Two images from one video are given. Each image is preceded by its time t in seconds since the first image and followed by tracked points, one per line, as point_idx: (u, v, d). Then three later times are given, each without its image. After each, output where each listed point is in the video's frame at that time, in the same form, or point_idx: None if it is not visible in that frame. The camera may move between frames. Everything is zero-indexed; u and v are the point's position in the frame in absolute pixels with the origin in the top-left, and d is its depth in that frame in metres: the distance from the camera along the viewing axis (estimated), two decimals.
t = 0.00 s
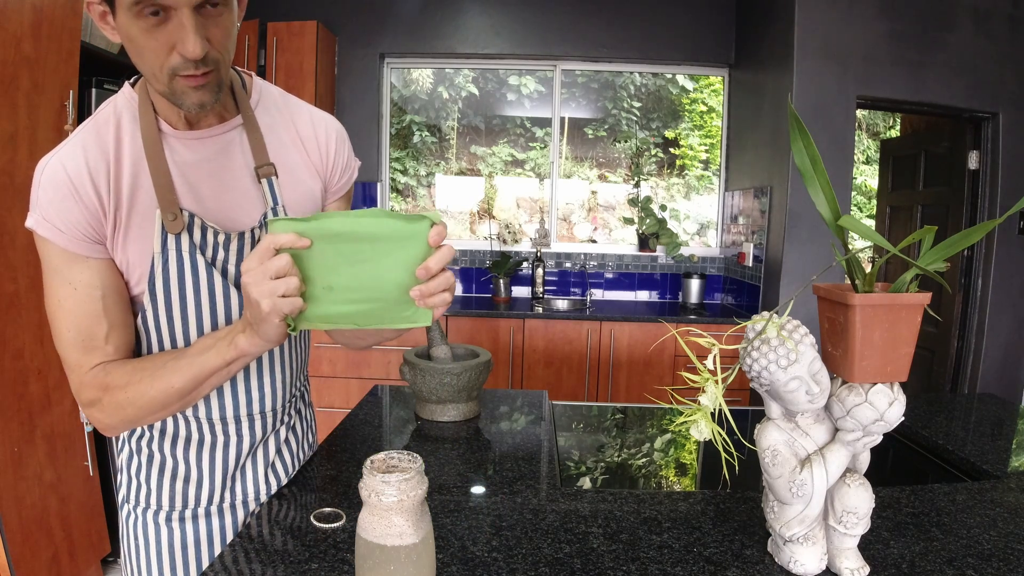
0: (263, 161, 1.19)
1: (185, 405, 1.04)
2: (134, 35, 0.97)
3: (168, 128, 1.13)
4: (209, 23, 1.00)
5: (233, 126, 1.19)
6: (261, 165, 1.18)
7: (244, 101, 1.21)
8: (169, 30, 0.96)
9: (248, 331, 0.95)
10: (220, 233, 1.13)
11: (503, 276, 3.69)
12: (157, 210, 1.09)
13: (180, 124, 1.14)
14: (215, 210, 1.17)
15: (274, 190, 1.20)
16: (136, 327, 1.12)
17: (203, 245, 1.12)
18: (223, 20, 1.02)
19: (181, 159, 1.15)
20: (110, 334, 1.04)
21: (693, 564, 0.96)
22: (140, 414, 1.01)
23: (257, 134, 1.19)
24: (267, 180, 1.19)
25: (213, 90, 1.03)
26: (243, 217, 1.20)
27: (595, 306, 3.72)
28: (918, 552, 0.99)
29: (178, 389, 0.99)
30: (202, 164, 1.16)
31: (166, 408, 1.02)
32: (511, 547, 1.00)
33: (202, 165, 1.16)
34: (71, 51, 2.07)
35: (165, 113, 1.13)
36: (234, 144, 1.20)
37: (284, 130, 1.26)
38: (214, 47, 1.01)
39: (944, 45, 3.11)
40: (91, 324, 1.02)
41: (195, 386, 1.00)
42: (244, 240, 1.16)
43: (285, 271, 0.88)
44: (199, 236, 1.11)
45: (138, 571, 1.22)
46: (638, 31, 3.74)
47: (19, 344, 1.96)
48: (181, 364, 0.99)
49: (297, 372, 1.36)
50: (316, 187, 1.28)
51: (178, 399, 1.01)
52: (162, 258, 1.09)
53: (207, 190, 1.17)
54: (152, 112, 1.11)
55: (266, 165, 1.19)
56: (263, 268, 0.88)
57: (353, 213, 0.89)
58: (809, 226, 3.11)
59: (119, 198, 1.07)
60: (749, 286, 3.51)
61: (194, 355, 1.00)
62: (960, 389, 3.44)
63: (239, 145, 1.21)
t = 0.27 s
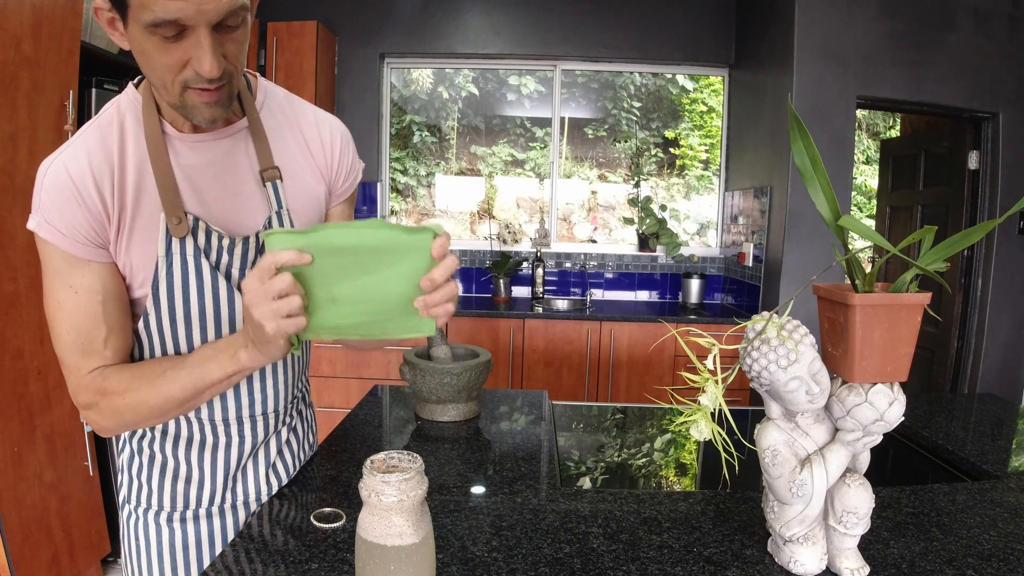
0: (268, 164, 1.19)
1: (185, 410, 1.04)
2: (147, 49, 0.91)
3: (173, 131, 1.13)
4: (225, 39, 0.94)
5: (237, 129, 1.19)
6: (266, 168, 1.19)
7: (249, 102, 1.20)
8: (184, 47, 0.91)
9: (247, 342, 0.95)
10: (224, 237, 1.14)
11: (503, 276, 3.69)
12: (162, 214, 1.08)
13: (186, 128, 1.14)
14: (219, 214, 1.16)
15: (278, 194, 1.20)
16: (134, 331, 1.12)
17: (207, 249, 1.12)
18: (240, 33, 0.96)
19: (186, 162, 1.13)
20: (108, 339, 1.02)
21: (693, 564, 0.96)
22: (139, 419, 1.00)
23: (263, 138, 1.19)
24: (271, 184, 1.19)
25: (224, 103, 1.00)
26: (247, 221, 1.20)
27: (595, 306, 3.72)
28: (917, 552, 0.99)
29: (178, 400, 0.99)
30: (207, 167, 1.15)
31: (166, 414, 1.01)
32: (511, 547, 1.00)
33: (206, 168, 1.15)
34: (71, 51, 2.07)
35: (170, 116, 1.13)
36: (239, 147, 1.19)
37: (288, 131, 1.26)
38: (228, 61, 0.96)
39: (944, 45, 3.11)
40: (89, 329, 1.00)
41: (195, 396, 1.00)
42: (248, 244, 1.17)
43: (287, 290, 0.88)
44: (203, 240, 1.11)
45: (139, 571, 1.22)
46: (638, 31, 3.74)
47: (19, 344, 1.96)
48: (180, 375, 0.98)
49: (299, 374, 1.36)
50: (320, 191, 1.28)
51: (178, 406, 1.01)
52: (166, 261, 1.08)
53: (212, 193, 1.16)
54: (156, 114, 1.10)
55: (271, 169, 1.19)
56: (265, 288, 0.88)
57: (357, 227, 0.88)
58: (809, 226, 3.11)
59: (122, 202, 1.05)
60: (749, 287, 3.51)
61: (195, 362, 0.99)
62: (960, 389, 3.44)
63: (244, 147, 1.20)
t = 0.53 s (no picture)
0: (272, 165, 1.18)
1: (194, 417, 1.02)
2: (155, 52, 0.91)
3: (179, 133, 1.12)
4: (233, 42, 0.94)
5: (242, 132, 1.17)
6: (270, 170, 1.18)
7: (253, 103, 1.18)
8: (193, 51, 0.91)
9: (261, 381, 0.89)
10: (229, 238, 1.13)
11: (503, 276, 3.69)
12: (168, 216, 1.08)
13: (191, 130, 1.13)
14: (224, 216, 1.16)
15: (282, 196, 1.19)
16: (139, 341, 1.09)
17: (212, 250, 1.12)
18: (249, 37, 0.96)
19: (191, 164, 1.13)
20: (113, 344, 1.00)
21: (693, 564, 0.95)
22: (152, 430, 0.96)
23: (267, 139, 1.18)
24: (276, 186, 1.18)
25: (233, 105, 1.00)
26: (252, 223, 1.18)
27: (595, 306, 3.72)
28: (918, 552, 0.99)
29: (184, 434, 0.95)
30: (212, 169, 1.15)
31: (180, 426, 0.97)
32: (511, 547, 1.00)
33: (212, 170, 1.15)
34: (71, 51, 2.07)
35: (176, 117, 1.12)
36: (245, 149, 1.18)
37: (292, 132, 1.24)
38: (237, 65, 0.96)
39: (944, 45, 3.11)
40: (93, 333, 0.98)
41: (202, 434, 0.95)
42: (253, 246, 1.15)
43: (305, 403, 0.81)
44: (208, 240, 1.11)
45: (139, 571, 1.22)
46: (638, 31, 3.74)
47: (19, 344, 1.96)
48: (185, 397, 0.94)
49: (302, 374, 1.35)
50: (323, 193, 1.26)
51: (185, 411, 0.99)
52: (172, 263, 1.09)
53: (217, 195, 1.15)
54: (162, 115, 1.09)
55: (275, 170, 1.18)
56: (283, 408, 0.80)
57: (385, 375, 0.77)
58: (809, 226, 3.11)
59: (127, 203, 1.05)
60: (749, 287, 3.50)
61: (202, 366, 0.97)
62: (960, 389, 3.44)
63: (249, 149, 1.19)
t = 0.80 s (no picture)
0: (274, 167, 1.18)
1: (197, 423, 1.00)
2: (158, 52, 0.91)
3: (182, 134, 1.12)
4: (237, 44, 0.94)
5: (245, 134, 1.18)
6: (272, 172, 1.18)
7: (256, 105, 1.19)
8: (197, 52, 0.91)
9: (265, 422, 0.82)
10: (230, 241, 1.13)
11: (503, 276, 3.69)
12: (169, 216, 1.08)
13: (194, 130, 1.13)
14: (225, 217, 1.16)
15: (283, 198, 1.19)
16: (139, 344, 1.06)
17: (213, 252, 1.12)
18: (253, 39, 0.96)
19: (194, 165, 1.13)
20: (114, 344, 0.98)
21: (693, 564, 0.95)
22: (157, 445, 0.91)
23: (269, 141, 1.18)
24: (277, 188, 1.18)
25: (236, 108, 1.00)
26: (254, 225, 1.18)
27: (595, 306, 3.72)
28: (918, 552, 0.99)
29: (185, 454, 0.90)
30: (215, 170, 1.15)
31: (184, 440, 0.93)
32: (511, 547, 1.00)
33: (214, 171, 1.15)
34: (71, 50, 2.07)
35: (178, 117, 1.11)
36: (247, 150, 1.18)
37: (294, 133, 1.24)
38: (240, 66, 0.96)
39: (944, 45, 3.11)
40: (93, 333, 0.97)
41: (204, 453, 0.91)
42: (253, 249, 1.15)
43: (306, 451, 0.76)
44: (209, 242, 1.11)
45: (139, 572, 1.21)
46: (638, 31, 3.74)
47: (19, 344, 1.96)
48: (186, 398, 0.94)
49: (301, 376, 1.35)
50: (323, 195, 1.25)
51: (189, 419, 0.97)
52: (172, 264, 1.09)
53: (218, 197, 1.15)
54: (164, 116, 1.09)
55: (276, 173, 1.18)
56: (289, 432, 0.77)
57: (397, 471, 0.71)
58: (809, 226, 3.11)
59: (128, 204, 1.04)
60: (749, 287, 3.50)
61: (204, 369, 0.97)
62: (960, 389, 3.44)
63: (251, 150, 1.19)
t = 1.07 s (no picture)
0: (277, 168, 1.18)
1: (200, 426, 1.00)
2: (163, 54, 0.91)
3: (185, 134, 1.11)
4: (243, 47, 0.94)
5: (248, 134, 1.18)
6: (275, 173, 1.18)
7: (259, 105, 1.19)
8: (202, 55, 0.91)
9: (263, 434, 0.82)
10: (233, 242, 1.13)
11: (504, 276, 3.69)
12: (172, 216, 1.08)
13: (197, 131, 1.12)
14: (228, 218, 1.16)
15: (286, 200, 1.19)
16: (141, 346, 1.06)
17: (216, 253, 1.12)
18: (258, 41, 0.96)
19: (196, 166, 1.13)
20: (118, 345, 0.98)
21: (693, 564, 0.95)
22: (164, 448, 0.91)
23: (272, 142, 1.18)
24: (280, 189, 1.18)
25: (241, 109, 1.00)
26: (256, 226, 1.18)
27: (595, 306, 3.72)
28: (917, 552, 0.99)
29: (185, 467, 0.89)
30: (218, 171, 1.15)
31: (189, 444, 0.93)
32: (511, 547, 1.00)
33: (218, 172, 1.15)
34: (71, 50, 2.07)
35: (181, 118, 1.11)
36: (250, 151, 1.18)
37: (297, 133, 1.24)
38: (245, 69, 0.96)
39: (944, 45, 3.11)
40: (97, 335, 0.96)
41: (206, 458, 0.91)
42: (256, 250, 1.16)
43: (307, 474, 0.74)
44: (212, 243, 1.11)
45: (140, 573, 1.21)
46: (638, 31, 3.74)
47: (19, 344, 1.96)
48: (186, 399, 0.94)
49: (303, 376, 1.36)
50: (326, 196, 1.25)
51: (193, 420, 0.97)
52: (175, 265, 1.09)
53: (221, 197, 1.15)
54: (168, 116, 1.09)
55: (279, 174, 1.18)
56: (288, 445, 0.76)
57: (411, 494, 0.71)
58: (809, 226, 3.11)
59: (132, 204, 1.04)
60: (749, 286, 3.50)
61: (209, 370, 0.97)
62: (960, 389, 3.44)
63: (254, 151, 1.19)
